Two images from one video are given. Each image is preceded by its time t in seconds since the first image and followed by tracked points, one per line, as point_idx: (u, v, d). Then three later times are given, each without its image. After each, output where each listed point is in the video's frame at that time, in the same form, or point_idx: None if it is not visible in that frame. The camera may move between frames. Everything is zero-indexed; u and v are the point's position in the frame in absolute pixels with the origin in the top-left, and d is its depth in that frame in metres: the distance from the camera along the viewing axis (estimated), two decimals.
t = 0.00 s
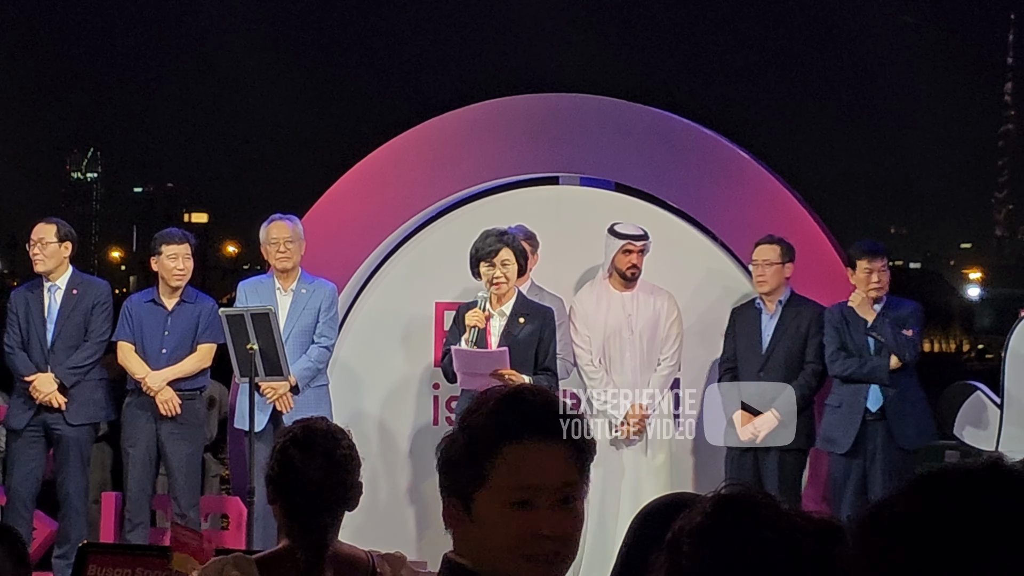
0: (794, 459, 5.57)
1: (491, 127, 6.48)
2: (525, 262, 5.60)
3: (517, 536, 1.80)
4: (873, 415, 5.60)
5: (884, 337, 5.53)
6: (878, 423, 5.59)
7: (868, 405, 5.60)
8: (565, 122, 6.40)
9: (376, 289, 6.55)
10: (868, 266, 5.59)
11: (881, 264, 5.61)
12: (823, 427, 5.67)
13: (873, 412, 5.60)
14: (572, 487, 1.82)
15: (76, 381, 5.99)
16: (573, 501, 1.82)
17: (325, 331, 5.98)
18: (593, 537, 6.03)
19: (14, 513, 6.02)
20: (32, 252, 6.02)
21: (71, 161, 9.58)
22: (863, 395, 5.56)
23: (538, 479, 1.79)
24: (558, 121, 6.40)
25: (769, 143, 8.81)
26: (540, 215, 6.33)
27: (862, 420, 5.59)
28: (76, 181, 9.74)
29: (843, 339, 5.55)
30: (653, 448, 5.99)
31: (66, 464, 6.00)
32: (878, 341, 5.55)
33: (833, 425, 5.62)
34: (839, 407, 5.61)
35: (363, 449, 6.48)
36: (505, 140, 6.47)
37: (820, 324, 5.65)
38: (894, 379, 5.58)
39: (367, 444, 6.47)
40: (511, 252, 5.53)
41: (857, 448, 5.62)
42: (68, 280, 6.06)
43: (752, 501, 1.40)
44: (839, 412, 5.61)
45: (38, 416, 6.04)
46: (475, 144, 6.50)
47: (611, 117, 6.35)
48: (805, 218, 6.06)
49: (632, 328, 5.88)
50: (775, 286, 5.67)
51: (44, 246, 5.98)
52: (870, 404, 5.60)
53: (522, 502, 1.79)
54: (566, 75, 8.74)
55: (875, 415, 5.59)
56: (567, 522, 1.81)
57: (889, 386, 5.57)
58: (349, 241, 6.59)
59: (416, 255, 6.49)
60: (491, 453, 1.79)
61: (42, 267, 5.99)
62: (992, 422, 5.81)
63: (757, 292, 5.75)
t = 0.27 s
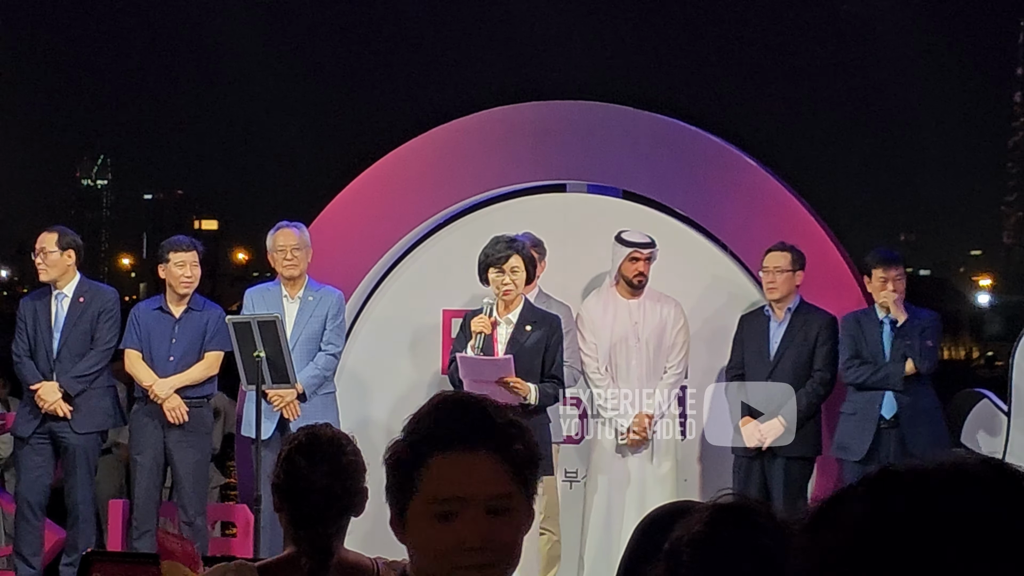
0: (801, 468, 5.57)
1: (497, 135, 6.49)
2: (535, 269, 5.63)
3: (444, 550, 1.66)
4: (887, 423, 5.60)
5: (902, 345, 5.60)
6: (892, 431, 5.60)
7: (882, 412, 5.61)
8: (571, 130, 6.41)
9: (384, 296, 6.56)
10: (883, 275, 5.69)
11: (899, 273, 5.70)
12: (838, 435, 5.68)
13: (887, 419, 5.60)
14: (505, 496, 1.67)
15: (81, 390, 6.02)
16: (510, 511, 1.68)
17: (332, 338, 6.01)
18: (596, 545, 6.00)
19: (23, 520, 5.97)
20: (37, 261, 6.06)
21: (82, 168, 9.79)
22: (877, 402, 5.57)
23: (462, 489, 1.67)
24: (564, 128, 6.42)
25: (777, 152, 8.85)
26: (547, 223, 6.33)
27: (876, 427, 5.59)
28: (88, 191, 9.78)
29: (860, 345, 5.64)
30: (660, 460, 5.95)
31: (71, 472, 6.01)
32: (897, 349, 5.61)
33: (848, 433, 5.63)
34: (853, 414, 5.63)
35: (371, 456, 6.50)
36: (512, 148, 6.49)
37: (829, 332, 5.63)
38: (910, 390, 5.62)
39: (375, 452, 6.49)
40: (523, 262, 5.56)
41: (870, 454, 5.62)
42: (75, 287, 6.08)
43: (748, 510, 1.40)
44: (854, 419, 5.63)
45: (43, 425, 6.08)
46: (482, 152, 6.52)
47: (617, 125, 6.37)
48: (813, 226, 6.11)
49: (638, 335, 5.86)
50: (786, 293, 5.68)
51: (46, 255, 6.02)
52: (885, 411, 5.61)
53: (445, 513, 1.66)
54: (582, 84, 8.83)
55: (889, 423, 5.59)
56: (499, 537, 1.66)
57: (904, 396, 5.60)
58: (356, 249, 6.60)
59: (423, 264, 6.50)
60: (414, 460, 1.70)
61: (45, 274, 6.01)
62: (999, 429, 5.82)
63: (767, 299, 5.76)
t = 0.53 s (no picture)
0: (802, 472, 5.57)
1: (498, 139, 6.50)
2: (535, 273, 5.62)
3: None
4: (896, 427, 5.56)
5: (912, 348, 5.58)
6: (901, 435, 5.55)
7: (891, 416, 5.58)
8: (571, 134, 6.42)
9: (386, 300, 6.57)
10: (890, 278, 5.72)
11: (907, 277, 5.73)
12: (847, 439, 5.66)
13: (896, 423, 5.56)
14: (355, 528, 1.86)
15: (77, 393, 6.02)
16: (361, 541, 1.86)
17: (333, 343, 6.01)
18: (597, 547, 5.97)
19: (24, 524, 6.04)
20: (36, 265, 6.07)
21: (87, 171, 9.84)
22: (885, 405, 5.56)
23: (313, 521, 1.84)
24: (565, 132, 6.42)
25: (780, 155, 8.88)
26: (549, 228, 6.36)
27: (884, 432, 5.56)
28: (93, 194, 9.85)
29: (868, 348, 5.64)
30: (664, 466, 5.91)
31: (69, 475, 6.03)
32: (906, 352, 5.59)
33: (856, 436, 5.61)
34: (862, 418, 5.62)
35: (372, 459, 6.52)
36: (512, 152, 6.49)
37: (829, 335, 5.63)
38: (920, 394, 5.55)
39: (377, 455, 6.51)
40: (522, 265, 5.56)
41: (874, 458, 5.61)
42: (74, 290, 6.10)
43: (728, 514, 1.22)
44: (862, 423, 5.61)
45: (39, 428, 6.09)
46: (482, 156, 6.52)
47: (617, 129, 6.37)
48: (813, 229, 6.10)
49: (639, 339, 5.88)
50: (785, 296, 5.69)
51: (44, 259, 6.03)
52: (892, 416, 5.58)
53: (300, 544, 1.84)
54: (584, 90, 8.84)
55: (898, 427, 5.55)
56: (349, 563, 1.85)
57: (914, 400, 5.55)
58: (358, 253, 6.62)
59: (424, 268, 6.51)
60: (269, 496, 1.86)
61: (43, 277, 6.02)
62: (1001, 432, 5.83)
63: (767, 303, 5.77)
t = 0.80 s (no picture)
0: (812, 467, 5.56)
1: (505, 134, 6.49)
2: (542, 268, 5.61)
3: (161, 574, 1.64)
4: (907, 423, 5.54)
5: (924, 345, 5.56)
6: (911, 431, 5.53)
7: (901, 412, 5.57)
8: (580, 129, 6.41)
9: (394, 296, 6.57)
10: (901, 272, 5.68)
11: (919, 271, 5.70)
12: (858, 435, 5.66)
13: (906, 419, 5.55)
14: (223, 520, 1.66)
15: (82, 388, 6.05)
16: (231, 537, 1.66)
17: (342, 338, 6.03)
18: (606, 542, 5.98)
19: (33, 517, 6.08)
20: (44, 259, 6.07)
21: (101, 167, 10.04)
22: (896, 401, 5.55)
23: (174, 517, 1.65)
24: (573, 127, 6.41)
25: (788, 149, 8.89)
26: (557, 223, 6.38)
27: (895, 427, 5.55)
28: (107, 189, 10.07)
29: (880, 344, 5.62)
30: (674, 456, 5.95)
31: (73, 469, 6.06)
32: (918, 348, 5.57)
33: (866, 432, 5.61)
34: (873, 414, 5.61)
35: (381, 455, 6.53)
36: (520, 147, 6.48)
37: (838, 329, 5.62)
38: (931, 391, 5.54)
39: (386, 451, 6.52)
40: (529, 259, 5.56)
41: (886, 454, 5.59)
42: (81, 287, 6.13)
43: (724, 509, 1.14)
44: (873, 419, 5.61)
45: (43, 422, 6.11)
46: (490, 151, 6.52)
47: (626, 124, 6.37)
48: (823, 223, 6.11)
49: (649, 333, 5.85)
50: (793, 291, 5.67)
51: (53, 254, 6.03)
52: (902, 412, 5.58)
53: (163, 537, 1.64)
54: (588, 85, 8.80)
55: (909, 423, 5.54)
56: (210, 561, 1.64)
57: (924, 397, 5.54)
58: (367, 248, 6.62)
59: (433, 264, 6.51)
60: (125, 489, 1.67)
61: (52, 272, 6.03)
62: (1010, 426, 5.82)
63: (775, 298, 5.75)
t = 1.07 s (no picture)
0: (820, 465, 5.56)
1: (511, 133, 6.49)
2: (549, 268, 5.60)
3: None
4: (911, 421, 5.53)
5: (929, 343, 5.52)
6: (917, 430, 5.52)
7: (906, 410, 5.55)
8: (585, 128, 6.40)
9: (403, 296, 6.59)
10: (907, 268, 5.60)
11: (926, 266, 5.60)
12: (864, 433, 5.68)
13: (911, 417, 5.54)
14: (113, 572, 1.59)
15: (88, 388, 6.07)
16: None
17: (350, 337, 6.03)
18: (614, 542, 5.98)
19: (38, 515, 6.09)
20: (49, 260, 6.09)
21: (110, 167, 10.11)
22: (902, 400, 5.54)
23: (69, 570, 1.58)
24: (579, 126, 6.40)
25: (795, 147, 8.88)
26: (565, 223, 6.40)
27: (900, 426, 5.56)
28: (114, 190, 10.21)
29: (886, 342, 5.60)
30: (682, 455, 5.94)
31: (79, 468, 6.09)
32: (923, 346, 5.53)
33: (873, 430, 5.63)
34: (879, 412, 5.62)
35: (390, 454, 6.53)
36: (527, 146, 6.48)
37: (846, 327, 5.60)
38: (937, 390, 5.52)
39: (395, 450, 6.52)
40: (533, 258, 5.55)
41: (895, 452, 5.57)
42: (86, 287, 6.15)
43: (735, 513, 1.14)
44: (879, 417, 5.62)
45: (49, 422, 6.13)
46: (497, 150, 6.51)
47: (632, 123, 6.35)
48: (830, 223, 6.07)
49: (656, 333, 5.84)
50: (801, 290, 5.65)
51: (58, 254, 6.05)
52: (908, 410, 5.56)
53: None
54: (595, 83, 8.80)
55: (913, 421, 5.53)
56: None
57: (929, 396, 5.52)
58: (374, 248, 6.63)
59: (440, 263, 6.52)
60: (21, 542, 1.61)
61: (57, 271, 6.05)
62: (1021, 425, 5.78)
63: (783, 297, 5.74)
